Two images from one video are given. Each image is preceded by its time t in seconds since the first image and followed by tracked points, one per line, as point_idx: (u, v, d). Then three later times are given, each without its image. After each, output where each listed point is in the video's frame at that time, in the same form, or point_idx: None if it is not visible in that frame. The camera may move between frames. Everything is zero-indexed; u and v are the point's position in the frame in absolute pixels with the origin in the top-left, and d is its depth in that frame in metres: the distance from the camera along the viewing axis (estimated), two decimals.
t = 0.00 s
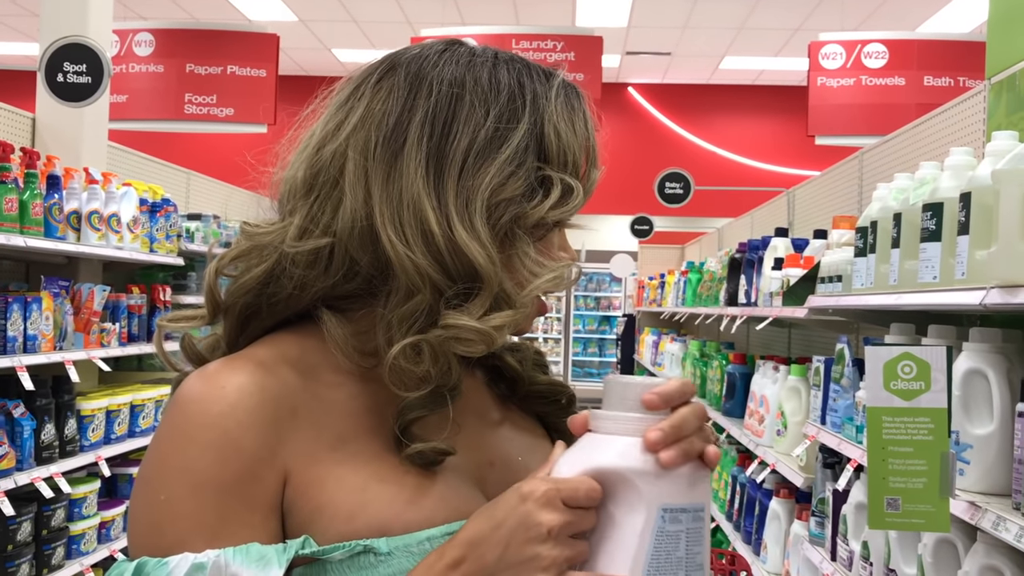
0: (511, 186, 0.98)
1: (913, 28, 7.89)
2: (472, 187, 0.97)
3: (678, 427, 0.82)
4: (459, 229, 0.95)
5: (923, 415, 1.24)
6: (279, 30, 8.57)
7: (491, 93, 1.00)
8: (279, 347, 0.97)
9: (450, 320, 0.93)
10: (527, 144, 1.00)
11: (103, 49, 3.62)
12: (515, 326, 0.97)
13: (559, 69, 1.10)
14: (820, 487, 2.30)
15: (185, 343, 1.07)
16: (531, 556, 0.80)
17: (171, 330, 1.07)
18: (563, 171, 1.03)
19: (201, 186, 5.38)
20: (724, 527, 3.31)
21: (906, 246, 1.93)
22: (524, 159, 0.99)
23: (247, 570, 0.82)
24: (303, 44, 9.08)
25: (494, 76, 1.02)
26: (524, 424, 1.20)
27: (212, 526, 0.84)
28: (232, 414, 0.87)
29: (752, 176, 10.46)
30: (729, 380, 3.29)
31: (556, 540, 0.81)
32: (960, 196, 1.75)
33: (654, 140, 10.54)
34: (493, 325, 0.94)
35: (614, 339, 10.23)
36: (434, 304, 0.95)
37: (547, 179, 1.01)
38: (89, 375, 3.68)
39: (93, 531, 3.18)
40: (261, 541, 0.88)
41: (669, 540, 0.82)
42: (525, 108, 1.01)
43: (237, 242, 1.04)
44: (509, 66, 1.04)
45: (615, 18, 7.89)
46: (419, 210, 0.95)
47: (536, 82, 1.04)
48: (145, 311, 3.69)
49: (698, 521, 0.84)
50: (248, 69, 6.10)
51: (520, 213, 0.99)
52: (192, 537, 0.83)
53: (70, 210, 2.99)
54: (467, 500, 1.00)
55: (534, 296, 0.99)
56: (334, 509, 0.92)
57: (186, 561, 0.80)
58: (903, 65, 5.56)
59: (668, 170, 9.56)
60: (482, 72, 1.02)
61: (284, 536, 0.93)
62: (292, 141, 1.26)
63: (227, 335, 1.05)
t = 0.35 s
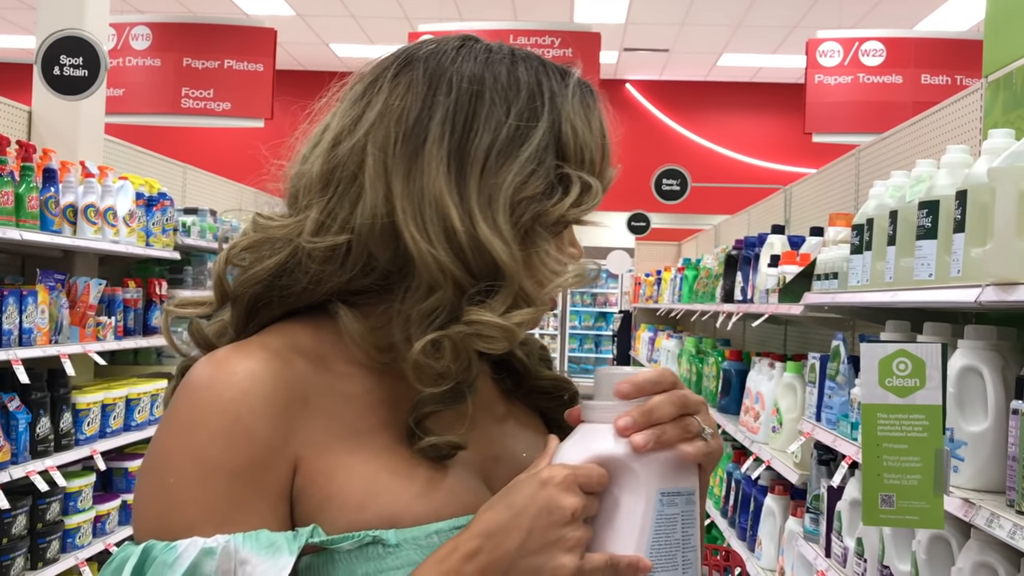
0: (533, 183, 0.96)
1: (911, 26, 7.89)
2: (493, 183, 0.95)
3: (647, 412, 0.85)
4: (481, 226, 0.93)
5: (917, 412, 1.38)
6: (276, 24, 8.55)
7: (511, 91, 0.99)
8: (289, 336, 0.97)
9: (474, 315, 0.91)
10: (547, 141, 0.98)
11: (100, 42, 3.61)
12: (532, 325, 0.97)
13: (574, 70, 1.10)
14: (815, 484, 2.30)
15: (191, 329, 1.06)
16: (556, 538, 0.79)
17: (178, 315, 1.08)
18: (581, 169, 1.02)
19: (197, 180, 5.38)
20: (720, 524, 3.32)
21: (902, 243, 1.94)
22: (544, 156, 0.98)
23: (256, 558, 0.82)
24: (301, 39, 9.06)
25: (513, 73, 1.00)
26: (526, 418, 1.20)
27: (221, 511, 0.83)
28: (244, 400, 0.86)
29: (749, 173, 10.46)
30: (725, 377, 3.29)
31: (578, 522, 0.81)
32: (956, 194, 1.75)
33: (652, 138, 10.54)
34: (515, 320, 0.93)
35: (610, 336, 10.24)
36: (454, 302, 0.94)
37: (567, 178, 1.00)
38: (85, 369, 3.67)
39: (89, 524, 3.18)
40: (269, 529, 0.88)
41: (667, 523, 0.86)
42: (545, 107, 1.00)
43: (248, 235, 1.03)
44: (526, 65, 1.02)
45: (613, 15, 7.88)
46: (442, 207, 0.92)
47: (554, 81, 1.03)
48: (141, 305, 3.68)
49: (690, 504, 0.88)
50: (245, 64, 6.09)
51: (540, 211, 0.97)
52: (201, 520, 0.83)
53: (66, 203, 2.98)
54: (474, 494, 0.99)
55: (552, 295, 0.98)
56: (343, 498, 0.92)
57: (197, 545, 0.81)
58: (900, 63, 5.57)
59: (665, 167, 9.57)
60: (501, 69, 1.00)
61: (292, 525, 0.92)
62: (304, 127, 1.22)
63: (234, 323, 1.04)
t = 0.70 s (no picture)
0: (569, 175, 0.95)
1: (909, 26, 7.90)
2: (529, 175, 0.93)
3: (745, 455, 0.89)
4: (519, 218, 0.91)
5: (915, 411, 1.50)
6: (274, 21, 8.54)
7: (541, 82, 0.97)
8: (319, 324, 0.93)
9: (517, 308, 0.90)
10: (580, 132, 0.97)
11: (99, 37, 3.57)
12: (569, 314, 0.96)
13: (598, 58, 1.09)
14: (811, 482, 2.30)
15: (214, 321, 1.01)
16: (616, 528, 0.76)
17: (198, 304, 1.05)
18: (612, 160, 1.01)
19: (196, 176, 5.37)
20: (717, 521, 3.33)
21: (901, 243, 1.94)
22: (578, 147, 0.97)
23: (296, 547, 0.78)
24: (299, 35, 9.05)
25: (544, 64, 0.98)
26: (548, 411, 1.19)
27: (258, 500, 0.79)
28: (277, 387, 0.82)
29: (747, 172, 10.47)
30: (722, 375, 3.29)
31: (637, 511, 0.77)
32: (955, 193, 1.75)
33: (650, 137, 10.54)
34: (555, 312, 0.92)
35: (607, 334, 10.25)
36: (492, 295, 0.92)
37: (599, 169, 0.99)
38: (81, 364, 3.67)
39: (85, 520, 3.17)
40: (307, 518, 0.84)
41: (716, 511, 0.82)
42: (576, 97, 0.98)
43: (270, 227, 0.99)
44: (556, 53, 1.01)
45: (611, 13, 7.88)
46: (479, 200, 0.90)
47: (582, 70, 1.02)
48: (138, 300, 3.67)
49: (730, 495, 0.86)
50: (243, 60, 6.07)
51: (576, 202, 0.96)
52: (237, 509, 0.79)
53: (63, 199, 2.97)
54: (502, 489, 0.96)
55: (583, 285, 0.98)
56: (381, 489, 0.87)
57: (235, 532, 0.77)
58: (899, 63, 5.57)
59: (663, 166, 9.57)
60: (531, 58, 0.98)
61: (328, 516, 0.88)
62: (331, 118, 1.18)
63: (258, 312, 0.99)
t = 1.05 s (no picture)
0: (612, 151, 0.97)
1: (902, 25, 7.91)
2: (573, 154, 0.95)
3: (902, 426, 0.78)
4: (563, 200, 0.94)
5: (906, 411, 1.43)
6: (268, 18, 8.52)
7: (578, 58, 0.98)
8: (378, 324, 0.97)
9: (568, 292, 0.93)
10: (621, 107, 0.99)
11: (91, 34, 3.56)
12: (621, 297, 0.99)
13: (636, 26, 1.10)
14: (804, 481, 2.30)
15: (274, 326, 1.07)
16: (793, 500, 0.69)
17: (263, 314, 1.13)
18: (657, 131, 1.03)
19: (188, 174, 5.35)
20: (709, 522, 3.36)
21: (892, 242, 1.95)
22: (620, 122, 0.99)
23: (393, 546, 0.80)
24: (292, 33, 9.03)
25: (581, 39, 1.00)
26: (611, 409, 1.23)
27: (355, 499, 0.81)
28: (352, 384, 0.84)
29: (740, 171, 10.48)
30: (714, 374, 3.30)
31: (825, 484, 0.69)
32: (946, 193, 1.76)
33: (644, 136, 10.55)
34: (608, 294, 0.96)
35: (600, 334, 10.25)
36: (542, 281, 0.95)
37: (645, 141, 1.01)
38: (73, 362, 3.66)
39: (76, 518, 3.16)
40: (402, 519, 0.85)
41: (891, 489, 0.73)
42: (616, 69, 1.00)
43: (320, 228, 1.02)
44: (592, 28, 1.02)
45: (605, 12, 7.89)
46: (522, 184, 0.92)
47: (619, 42, 1.03)
48: (130, 298, 3.65)
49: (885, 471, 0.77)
50: (237, 57, 6.06)
51: (621, 177, 0.98)
52: (334, 511, 0.81)
53: (55, 196, 2.97)
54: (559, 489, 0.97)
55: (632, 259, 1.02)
56: (466, 488, 0.90)
57: (332, 537, 0.79)
58: (892, 63, 5.58)
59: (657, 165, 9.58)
60: (566, 35, 1.00)
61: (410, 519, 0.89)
62: (373, 112, 1.19)
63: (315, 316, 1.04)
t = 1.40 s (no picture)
0: (618, 144, 0.95)
1: (886, 27, 7.97)
2: (574, 152, 0.94)
3: None
4: (561, 204, 0.92)
5: (887, 410, 1.55)
6: (254, 19, 8.51)
7: (582, 53, 0.97)
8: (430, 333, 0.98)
9: (552, 298, 0.89)
10: (627, 98, 0.96)
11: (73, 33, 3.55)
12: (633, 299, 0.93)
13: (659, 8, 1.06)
14: (788, 482, 2.32)
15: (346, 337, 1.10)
16: None
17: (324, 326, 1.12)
18: (676, 116, 0.99)
19: (172, 174, 5.34)
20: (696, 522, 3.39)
21: (874, 242, 1.96)
22: (628, 113, 0.96)
23: (379, 550, 0.82)
24: (279, 33, 9.02)
25: (587, 34, 0.99)
26: (688, 412, 1.18)
27: (346, 501, 0.84)
28: (377, 395, 0.86)
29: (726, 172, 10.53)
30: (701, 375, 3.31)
31: None
32: (926, 194, 1.77)
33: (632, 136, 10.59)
34: (602, 299, 0.91)
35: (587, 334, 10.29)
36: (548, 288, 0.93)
37: (658, 130, 0.97)
38: (55, 364, 3.64)
39: (59, 521, 3.14)
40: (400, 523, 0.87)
41: None
42: (621, 60, 0.98)
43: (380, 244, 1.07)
44: (601, 21, 1.00)
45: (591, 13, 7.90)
46: (523, 191, 0.93)
47: (630, 30, 1.01)
48: (114, 299, 3.63)
49: None
50: (222, 57, 6.03)
51: (628, 172, 0.96)
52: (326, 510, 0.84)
53: (38, 196, 2.96)
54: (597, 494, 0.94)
55: (650, 249, 0.95)
56: (489, 499, 0.89)
57: (323, 536, 0.82)
58: (876, 65, 5.62)
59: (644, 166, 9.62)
60: (571, 34, 0.99)
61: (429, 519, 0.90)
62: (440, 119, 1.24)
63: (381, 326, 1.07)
